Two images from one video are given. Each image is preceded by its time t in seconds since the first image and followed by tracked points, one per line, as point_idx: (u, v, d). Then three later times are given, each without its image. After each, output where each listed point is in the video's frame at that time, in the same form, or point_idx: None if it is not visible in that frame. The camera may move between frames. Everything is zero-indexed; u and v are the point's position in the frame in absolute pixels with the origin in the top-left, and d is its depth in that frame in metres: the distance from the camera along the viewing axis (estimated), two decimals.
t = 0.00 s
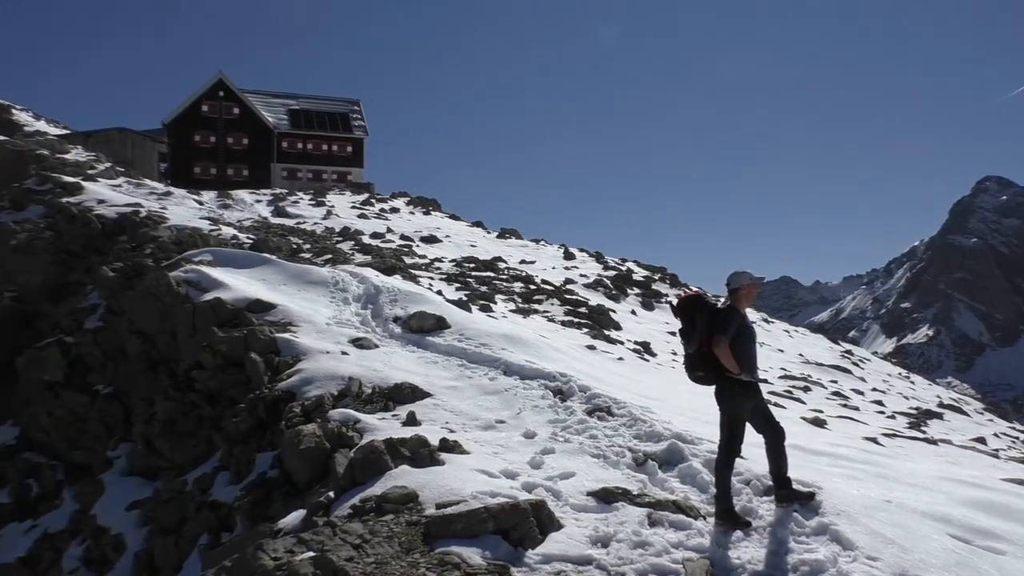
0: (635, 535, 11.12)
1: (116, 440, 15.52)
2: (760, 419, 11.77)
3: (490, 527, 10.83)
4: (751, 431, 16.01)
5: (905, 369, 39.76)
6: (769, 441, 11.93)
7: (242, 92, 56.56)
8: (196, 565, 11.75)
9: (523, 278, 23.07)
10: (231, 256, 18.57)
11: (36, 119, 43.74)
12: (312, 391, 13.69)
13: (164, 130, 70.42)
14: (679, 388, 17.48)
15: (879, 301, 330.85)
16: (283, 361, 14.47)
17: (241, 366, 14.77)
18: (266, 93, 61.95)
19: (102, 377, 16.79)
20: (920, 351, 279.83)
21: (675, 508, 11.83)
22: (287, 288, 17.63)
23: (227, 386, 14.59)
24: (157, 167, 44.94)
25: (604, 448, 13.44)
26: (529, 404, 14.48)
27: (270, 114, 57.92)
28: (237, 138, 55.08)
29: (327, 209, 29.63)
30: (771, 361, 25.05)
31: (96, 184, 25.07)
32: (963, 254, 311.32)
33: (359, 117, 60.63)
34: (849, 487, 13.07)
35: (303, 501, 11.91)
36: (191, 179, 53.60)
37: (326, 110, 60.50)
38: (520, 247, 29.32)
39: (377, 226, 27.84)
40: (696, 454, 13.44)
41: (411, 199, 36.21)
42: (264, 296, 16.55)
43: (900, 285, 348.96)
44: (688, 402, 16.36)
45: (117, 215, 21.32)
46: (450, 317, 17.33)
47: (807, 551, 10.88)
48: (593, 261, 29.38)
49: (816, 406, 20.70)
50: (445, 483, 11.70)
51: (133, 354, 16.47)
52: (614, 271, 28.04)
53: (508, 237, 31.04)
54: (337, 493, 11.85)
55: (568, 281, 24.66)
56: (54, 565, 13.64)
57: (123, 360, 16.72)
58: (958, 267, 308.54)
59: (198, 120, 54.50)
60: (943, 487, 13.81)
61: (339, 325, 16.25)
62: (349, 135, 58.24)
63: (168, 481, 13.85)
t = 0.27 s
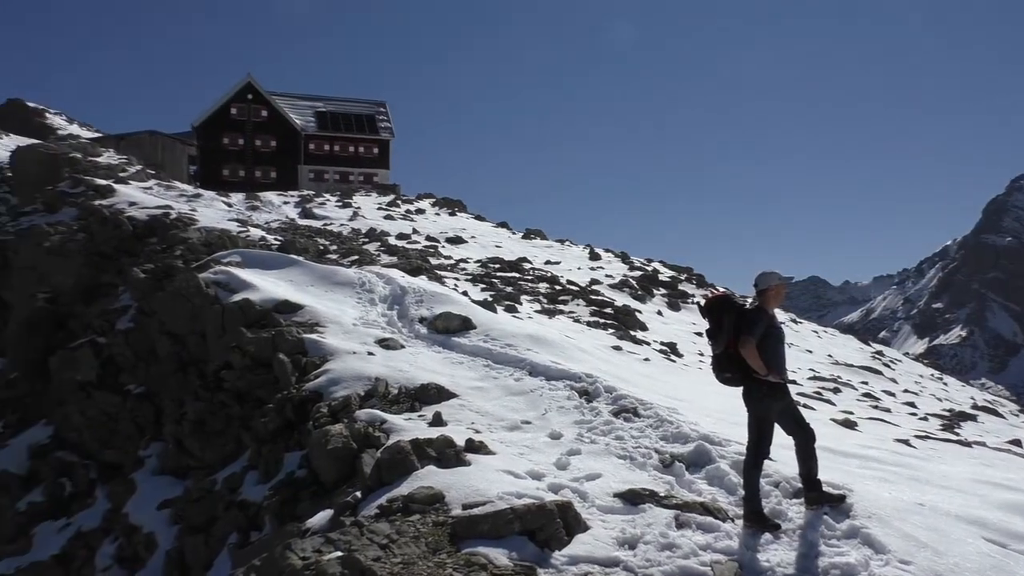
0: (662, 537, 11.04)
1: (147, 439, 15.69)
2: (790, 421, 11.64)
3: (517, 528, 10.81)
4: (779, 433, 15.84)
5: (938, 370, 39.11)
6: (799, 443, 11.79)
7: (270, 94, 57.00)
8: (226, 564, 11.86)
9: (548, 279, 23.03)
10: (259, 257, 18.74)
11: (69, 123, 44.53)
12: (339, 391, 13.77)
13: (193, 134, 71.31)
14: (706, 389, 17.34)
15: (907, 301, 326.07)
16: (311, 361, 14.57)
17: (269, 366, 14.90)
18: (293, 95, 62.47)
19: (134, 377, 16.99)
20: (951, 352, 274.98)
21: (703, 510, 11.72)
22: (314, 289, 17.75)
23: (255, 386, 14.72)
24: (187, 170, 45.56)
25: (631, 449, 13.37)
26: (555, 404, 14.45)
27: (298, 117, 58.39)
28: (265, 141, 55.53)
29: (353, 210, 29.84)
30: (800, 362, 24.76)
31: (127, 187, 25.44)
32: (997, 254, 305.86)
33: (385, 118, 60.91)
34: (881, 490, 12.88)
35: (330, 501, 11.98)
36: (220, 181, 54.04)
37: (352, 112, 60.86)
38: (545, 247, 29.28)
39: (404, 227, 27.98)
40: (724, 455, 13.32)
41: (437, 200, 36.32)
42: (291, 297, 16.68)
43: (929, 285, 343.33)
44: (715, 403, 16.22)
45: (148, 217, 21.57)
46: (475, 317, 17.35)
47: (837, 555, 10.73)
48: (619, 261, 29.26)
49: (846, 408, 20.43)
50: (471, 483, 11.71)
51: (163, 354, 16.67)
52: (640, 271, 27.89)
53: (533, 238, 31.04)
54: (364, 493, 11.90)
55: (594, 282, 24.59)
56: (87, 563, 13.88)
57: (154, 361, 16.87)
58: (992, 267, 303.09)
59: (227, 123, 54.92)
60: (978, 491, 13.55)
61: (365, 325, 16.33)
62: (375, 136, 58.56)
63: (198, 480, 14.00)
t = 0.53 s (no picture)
0: (681, 538, 10.98)
1: (167, 439, 15.83)
2: (810, 422, 11.53)
3: (534, 528, 10.79)
4: (798, 433, 15.71)
5: (961, 371, 38.70)
6: (819, 444, 11.68)
7: (288, 96, 57.25)
8: (246, 563, 11.92)
9: (565, 279, 22.99)
10: (278, 258, 18.85)
11: (91, 125, 45.02)
12: (357, 391, 13.81)
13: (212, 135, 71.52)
14: (724, 389, 17.24)
15: (926, 301, 322.90)
16: (329, 361, 14.62)
17: (287, 366, 14.97)
18: (311, 96, 62.72)
19: (154, 377, 17.13)
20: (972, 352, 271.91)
21: (721, 511, 11.65)
22: (332, 289, 17.83)
23: (274, 386, 14.80)
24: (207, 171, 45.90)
25: (649, 449, 13.31)
26: (572, 405, 14.42)
27: (316, 118, 58.64)
28: (284, 142, 55.66)
29: (371, 210, 29.95)
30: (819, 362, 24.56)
31: (148, 188, 25.66)
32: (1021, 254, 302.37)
33: (402, 118, 61.05)
34: (902, 491, 12.75)
35: (349, 500, 12.01)
36: (239, 182, 54.10)
37: (370, 112, 61.06)
38: (563, 247, 29.26)
39: (421, 227, 28.06)
40: (742, 456, 13.23)
41: (455, 200, 36.36)
42: (309, 297, 16.75)
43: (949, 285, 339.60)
44: (733, 403, 16.13)
45: (168, 218, 21.78)
46: (492, 318, 17.36)
47: (859, 557, 10.62)
48: (636, 261, 29.17)
49: (866, 408, 20.24)
50: (488, 483, 11.70)
51: (183, 354, 16.79)
52: (657, 271, 27.79)
53: (550, 238, 31.02)
54: (382, 492, 11.92)
55: (611, 281, 24.52)
56: (109, 561, 14.01)
57: (173, 361, 17.01)
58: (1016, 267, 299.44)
59: (245, 124, 54.83)
60: (1002, 493, 13.37)
61: (383, 325, 16.38)
62: (392, 137, 58.74)
63: (217, 479, 14.09)
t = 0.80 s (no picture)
0: (702, 538, 10.91)
1: (189, 437, 15.95)
2: (833, 423, 11.42)
3: (555, 528, 10.77)
4: (820, 434, 15.58)
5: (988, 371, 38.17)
6: (842, 445, 11.57)
7: (307, 96, 57.48)
8: (268, 561, 11.99)
9: (584, 278, 22.93)
10: (299, 258, 18.94)
11: (113, 126, 45.50)
12: (377, 390, 13.85)
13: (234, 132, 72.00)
14: (745, 389, 17.12)
15: (948, 301, 319.28)
16: (349, 361, 14.67)
17: (308, 366, 15.04)
18: (330, 96, 62.95)
19: (177, 376, 17.25)
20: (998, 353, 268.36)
21: (743, 512, 11.57)
22: (352, 289, 17.90)
23: (295, 385, 14.89)
24: (227, 172, 46.26)
25: (669, 449, 13.25)
26: (592, 404, 14.38)
27: (335, 118, 58.83)
28: (303, 142, 56.02)
29: (389, 210, 30.06)
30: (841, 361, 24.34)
31: (170, 189, 25.89)
32: None
33: (421, 118, 61.10)
34: (927, 493, 12.60)
35: (369, 499, 12.05)
36: (259, 183, 54.70)
37: (389, 112, 61.18)
38: (581, 247, 29.20)
39: (440, 227, 28.10)
40: (764, 456, 13.13)
41: (473, 200, 36.37)
42: (329, 297, 16.82)
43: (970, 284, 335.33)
44: (754, 403, 16.02)
45: (190, 218, 21.97)
46: (512, 317, 17.35)
47: (882, 559, 10.51)
48: (655, 260, 29.05)
49: (889, 409, 20.04)
50: (508, 483, 11.70)
51: (205, 353, 16.91)
52: (676, 270, 27.66)
53: (569, 237, 30.95)
54: (402, 492, 11.95)
55: (630, 281, 24.43)
56: (132, 558, 14.17)
57: (195, 360, 17.14)
58: None
59: (265, 125, 55.27)
60: None
61: (402, 325, 16.41)
62: (411, 137, 58.82)
63: (239, 478, 14.18)
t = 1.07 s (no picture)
0: (724, 538, 10.84)
1: (212, 435, 16.07)
2: (857, 423, 11.30)
3: (576, 527, 10.74)
4: (843, 433, 15.43)
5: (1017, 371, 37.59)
6: (867, 445, 11.45)
7: (328, 96, 57.62)
8: (290, 558, 12.05)
9: (604, 277, 22.86)
10: (319, 257, 19.03)
11: (136, 127, 46.01)
12: (397, 389, 13.88)
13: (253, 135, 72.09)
14: (767, 389, 16.98)
15: (970, 300, 315.27)
16: (369, 360, 14.72)
17: (329, 364, 15.12)
18: (350, 96, 63.11)
19: (199, 374, 17.39)
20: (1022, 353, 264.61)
21: (765, 512, 11.48)
22: (372, 288, 17.97)
23: (316, 384, 14.97)
24: (248, 172, 46.56)
25: (690, 449, 13.18)
26: (612, 403, 14.33)
27: (355, 118, 58.93)
28: (324, 142, 55.91)
29: (409, 210, 30.14)
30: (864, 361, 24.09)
31: (192, 189, 26.10)
32: None
33: (440, 117, 61.05)
34: (953, 494, 12.44)
35: (390, 497, 12.08)
36: (281, 183, 54.47)
37: (409, 112, 61.20)
38: (601, 245, 29.12)
39: (459, 226, 28.14)
40: (787, 456, 13.02)
41: (493, 199, 36.32)
42: (350, 296, 16.89)
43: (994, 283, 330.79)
44: (776, 402, 15.89)
45: (212, 218, 22.13)
46: (531, 316, 17.34)
47: (908, 560, 10.39)
48: (675, 259, 28.92)
49: (914, 409, 19.81)
50: (529, 482, 11.68)
51: (227, 352, 17.04)
52: (696, 268, 27.51)
53: (589, 236, 30.87)
54: (423, 490, 11.97)
55: (650, 280, 24.32)
56: (156, 555, 14.32)
57: (217, 359, 17.27)
58: None
59: (286, 125, 55.15)
60: None
61: (422, 324, 16.45)
62: (431, 136, 58.80)
63: (261, 476, 14.27)
